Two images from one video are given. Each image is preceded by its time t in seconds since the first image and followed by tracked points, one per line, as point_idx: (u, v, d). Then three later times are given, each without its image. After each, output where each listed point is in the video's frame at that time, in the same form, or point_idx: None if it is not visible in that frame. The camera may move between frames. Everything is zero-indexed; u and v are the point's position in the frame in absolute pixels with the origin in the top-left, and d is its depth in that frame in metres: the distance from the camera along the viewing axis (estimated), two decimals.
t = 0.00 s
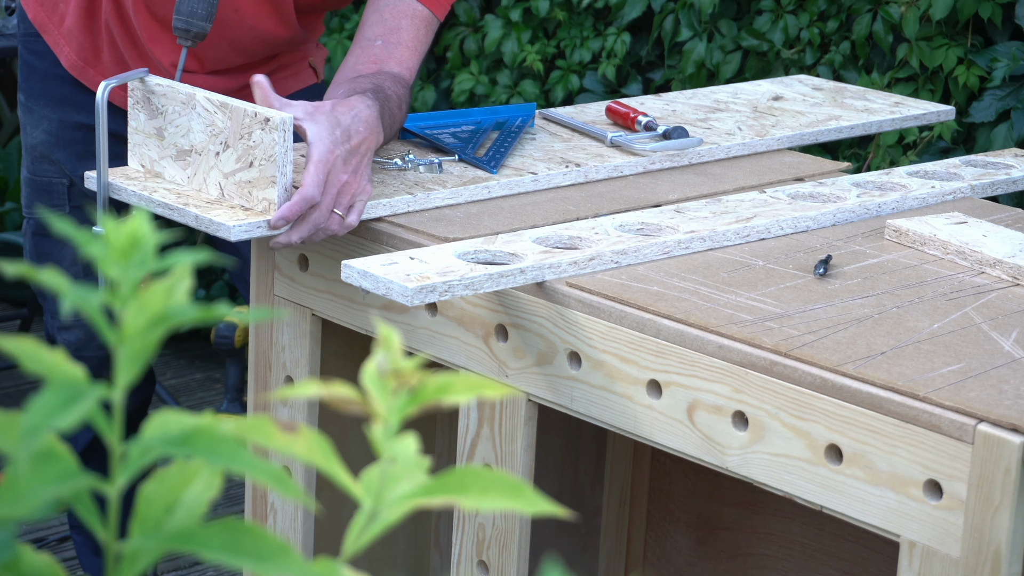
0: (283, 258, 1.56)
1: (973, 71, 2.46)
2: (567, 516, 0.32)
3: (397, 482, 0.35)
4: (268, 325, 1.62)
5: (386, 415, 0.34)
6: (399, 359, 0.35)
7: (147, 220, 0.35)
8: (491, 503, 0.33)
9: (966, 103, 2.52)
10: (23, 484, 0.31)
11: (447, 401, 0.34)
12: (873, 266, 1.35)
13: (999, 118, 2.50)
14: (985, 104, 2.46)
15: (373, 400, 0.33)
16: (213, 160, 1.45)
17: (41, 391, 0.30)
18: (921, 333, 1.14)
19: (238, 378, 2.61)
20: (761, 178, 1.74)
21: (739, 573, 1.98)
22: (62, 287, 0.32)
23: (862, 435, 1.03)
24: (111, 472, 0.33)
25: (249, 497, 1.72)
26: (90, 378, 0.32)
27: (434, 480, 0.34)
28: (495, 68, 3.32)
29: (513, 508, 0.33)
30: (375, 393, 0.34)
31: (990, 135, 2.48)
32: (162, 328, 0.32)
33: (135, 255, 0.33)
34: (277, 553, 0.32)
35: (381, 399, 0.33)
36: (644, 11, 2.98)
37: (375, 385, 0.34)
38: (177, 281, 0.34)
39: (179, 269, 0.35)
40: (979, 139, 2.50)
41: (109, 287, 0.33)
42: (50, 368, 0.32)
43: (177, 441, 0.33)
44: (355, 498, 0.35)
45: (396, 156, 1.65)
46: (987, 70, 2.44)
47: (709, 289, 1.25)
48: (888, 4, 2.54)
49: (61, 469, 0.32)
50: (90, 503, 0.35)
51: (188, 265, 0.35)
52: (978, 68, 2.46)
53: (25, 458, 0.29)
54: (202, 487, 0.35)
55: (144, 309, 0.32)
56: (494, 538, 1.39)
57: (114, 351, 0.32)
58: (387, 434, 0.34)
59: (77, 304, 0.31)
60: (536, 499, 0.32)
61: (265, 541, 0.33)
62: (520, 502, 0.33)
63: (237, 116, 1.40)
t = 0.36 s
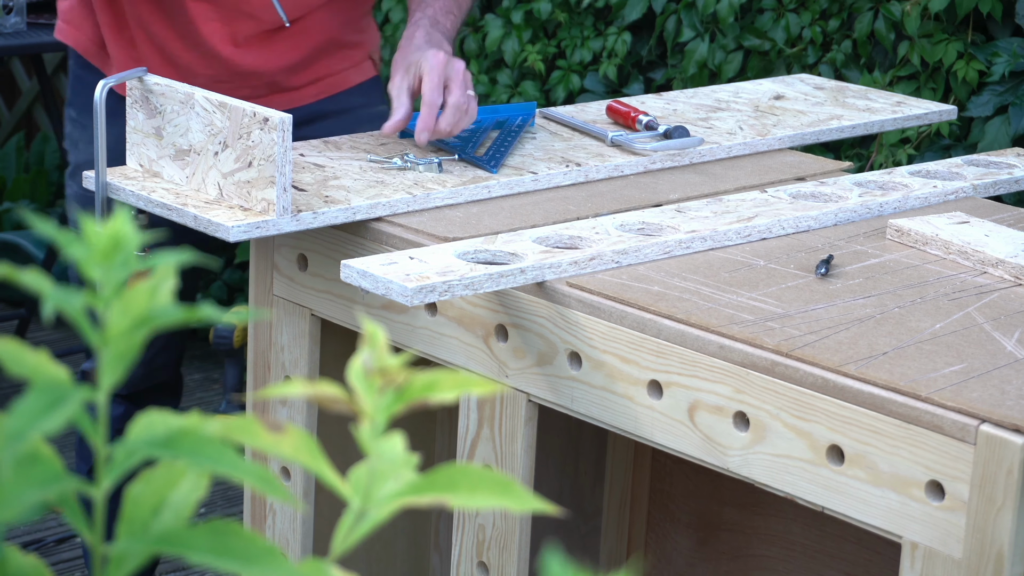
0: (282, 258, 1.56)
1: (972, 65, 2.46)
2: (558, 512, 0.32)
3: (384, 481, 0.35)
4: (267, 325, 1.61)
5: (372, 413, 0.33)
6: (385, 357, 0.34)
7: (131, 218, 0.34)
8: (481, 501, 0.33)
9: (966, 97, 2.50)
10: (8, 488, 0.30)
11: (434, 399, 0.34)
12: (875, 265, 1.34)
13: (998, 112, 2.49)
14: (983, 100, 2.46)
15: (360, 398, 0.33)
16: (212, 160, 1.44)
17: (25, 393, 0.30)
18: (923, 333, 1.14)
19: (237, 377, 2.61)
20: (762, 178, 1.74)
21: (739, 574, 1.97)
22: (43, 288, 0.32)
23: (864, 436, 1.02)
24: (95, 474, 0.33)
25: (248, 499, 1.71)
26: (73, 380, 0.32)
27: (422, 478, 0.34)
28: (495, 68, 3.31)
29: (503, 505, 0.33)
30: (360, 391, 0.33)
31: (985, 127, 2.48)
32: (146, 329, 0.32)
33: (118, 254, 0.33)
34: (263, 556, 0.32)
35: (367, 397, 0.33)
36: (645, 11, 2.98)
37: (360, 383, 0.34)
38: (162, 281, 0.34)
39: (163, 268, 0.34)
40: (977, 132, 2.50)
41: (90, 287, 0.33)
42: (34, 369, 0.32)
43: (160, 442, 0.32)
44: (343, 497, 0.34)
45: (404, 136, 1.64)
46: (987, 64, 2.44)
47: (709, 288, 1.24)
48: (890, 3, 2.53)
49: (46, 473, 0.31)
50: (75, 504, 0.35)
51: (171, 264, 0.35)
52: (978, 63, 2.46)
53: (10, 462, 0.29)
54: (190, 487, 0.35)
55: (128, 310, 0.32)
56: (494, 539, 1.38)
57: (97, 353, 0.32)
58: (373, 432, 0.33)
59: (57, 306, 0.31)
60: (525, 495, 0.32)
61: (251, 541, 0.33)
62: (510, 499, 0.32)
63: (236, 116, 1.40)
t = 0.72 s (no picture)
0: (281, 258, 1.55)
1: (982, 67, 2.46)
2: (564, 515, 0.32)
3: (394, 483, 0.35)
4: (266, 325, 1.60)
5: (383, 415, 0.34)
6: (396, 358, 0.34)
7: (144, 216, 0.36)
8: (490, 503, 0.33)
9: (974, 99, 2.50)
10: (20, 482, 0.32)
11: (444, 401, 0.34)
12: (877, 265, 1.34)
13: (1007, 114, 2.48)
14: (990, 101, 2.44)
15: (370, 399, 0.33)
16: (210, 160, 1.44)
17: (37, 388, 0.32)
18: (925, 333, 1.13)
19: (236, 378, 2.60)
20: (763, 178, 1.74)
21: None
22: (56, 285, 0.33)
23: (867, 436, 1.02)
24: (105, 473, 0.34)
25: (247, 501, 1.71)
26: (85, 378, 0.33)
27: (432, 481, 0.34)
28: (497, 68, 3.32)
29: (510, 507, 0.33)
30: (371, 392, 0.33)
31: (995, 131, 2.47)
32: (157, 326, 0.34)
33: (130, 251, 0.34)
34: (272, 555, 0.33)
35: (377, 399, 0.33)
36: (648, 10, 2.96)
37: (370, 384, 0.34)
38: (173, 280, 0.35)
39: (174, 267, 0.36)
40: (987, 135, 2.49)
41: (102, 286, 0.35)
42: (46, 367, 0.33)
43: (171, 441, 0.33)
44: (353, 499, 0.35)
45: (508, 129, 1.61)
46: (995, 65, 2.44)
47: (711, 289, 1.23)
48: (893, 2, 2.53)
49: (57, 469, 0.33)
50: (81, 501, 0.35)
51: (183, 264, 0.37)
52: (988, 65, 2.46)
53: (22, 456, 0.30)
54: (198, 488, 0.36)
55: (140, 307, 0.33)
56: (494, 540, 1.38)
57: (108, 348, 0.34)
58: (383, 433, 0.34)
59: (69, 302, 0.33)
60: (533, 498, 0.32)
61: (259, 542, 0.34)
62: (519, 501, 0.33)
63: (235, 116, 1.39)
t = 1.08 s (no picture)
0: (280, 257, 1.55)
1: (986, 66, 2.46)
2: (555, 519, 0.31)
3: (379, 484, 0.34)
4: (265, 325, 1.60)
5: (367, 416, 0.32)
6: (380, 358, 0.33)
7: (114, 217, 0.34)
8: (477, 505, 0.32)
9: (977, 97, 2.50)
10: None
11: (428, 402, 0.33)
12: (879, 265, 1.33)
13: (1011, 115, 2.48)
14: (993, 99, 2.44)
15: (354, 401, 0.32)
16: (209, 159, 1.43)
17: (4, 396, 0.30)
18: (927, 333, 1.13)
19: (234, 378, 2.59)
20: (765, 177, 1.73)
21: None
22: (23, 288, 0.31)
23: (868, 437, 1.02)
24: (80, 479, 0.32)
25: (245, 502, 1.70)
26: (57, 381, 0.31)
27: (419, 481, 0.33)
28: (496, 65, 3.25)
29: (499, 509, 0.32)
30: (355, 393, 0.32)
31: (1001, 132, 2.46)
32: (131, 329, 0.32)
33: (100, 256, 0.32)
34: (252, 559, 0.32)
35: (361, 400, 0.32)
36: (648, 8, 2.96)
37: (354, 387, 0.33)
38: (147, 280, 0.33)
39: (149, 268, 0.34)
40: (993, 137, 2.48)
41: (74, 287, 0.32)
42: (18, 372, 0.31)
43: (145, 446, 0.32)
44: (337, 501, 0.34)
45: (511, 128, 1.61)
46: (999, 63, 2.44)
47: (712, 289, 1.23)
48: None
49: (29, 475, 0.31)
50: (59, 506, 0.34)
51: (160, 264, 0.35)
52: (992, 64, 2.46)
53: None
54: (178, 489, 0.34)
55: (113, 310, 0.32)
56: (494, 541, 1.37)
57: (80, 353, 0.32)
58: (367, 435, 0.32)
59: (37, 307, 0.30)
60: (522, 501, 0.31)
61: (238, 546, 0.32)
62: (507, 504, 0.32)
63: (234, 115, 1.38)
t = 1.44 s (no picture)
0: (280, 258, 1.54)
1: (986, 62, 2.45)
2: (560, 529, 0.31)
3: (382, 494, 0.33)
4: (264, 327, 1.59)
5: (369, 426, 0.32)
6: (383, 366, 0.33)
7: (111, 225, 0.33)
8: (479, 518, 0.32)
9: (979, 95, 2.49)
10: None
11: (431, 412, 0.33)
12: (880, 265, 1.33)
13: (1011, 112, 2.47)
14: (995, 97, 2.44)
15: (356, 411, 0.32)
16: (208, 158, 1.42)
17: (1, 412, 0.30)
18: (929, 333, 1.13)
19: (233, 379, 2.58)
20: (766, 177, 1.73)
21: None
22: (19, 303, 0.31)
23: (870, 438, 1.01)
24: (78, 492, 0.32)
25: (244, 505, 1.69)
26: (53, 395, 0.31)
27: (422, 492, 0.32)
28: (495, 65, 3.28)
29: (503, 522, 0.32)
30: (356, 403, 0.32)
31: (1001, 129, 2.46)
32: (128, 343, 0.32)
33: (96, 267, 0.32)
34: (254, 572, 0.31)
35: (364, 410, 0.32)
36: (648, 6, 2.95)
37: (354, 396, 0.32)
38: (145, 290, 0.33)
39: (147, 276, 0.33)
40: (993, 133, 2.48)
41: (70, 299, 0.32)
42: (12, 383, 0.31)
43: (145, 460, 0.31)
44: (339, 511, 0.33)
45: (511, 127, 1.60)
46: (1000, 59, 2.43)
47: (712, 289, 1.22)
48: None
49: (28, 490, 0.31)
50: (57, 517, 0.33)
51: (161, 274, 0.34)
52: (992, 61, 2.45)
53: None
54: (178, 497, 0.33)
55: (109, 322, 0.31)
56: (494, 543, 1.37)
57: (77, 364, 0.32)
58: (369, 446, 0.32)
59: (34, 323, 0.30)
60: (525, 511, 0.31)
61: (239, 560, 0.31)
62: (511, 515, 0.31)
63: (233, 113, 1.38)
